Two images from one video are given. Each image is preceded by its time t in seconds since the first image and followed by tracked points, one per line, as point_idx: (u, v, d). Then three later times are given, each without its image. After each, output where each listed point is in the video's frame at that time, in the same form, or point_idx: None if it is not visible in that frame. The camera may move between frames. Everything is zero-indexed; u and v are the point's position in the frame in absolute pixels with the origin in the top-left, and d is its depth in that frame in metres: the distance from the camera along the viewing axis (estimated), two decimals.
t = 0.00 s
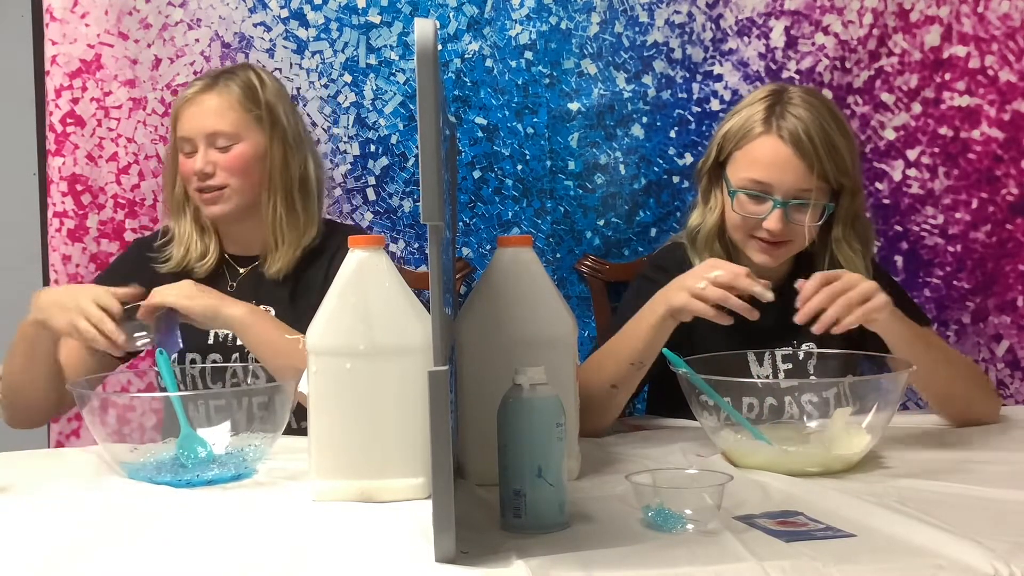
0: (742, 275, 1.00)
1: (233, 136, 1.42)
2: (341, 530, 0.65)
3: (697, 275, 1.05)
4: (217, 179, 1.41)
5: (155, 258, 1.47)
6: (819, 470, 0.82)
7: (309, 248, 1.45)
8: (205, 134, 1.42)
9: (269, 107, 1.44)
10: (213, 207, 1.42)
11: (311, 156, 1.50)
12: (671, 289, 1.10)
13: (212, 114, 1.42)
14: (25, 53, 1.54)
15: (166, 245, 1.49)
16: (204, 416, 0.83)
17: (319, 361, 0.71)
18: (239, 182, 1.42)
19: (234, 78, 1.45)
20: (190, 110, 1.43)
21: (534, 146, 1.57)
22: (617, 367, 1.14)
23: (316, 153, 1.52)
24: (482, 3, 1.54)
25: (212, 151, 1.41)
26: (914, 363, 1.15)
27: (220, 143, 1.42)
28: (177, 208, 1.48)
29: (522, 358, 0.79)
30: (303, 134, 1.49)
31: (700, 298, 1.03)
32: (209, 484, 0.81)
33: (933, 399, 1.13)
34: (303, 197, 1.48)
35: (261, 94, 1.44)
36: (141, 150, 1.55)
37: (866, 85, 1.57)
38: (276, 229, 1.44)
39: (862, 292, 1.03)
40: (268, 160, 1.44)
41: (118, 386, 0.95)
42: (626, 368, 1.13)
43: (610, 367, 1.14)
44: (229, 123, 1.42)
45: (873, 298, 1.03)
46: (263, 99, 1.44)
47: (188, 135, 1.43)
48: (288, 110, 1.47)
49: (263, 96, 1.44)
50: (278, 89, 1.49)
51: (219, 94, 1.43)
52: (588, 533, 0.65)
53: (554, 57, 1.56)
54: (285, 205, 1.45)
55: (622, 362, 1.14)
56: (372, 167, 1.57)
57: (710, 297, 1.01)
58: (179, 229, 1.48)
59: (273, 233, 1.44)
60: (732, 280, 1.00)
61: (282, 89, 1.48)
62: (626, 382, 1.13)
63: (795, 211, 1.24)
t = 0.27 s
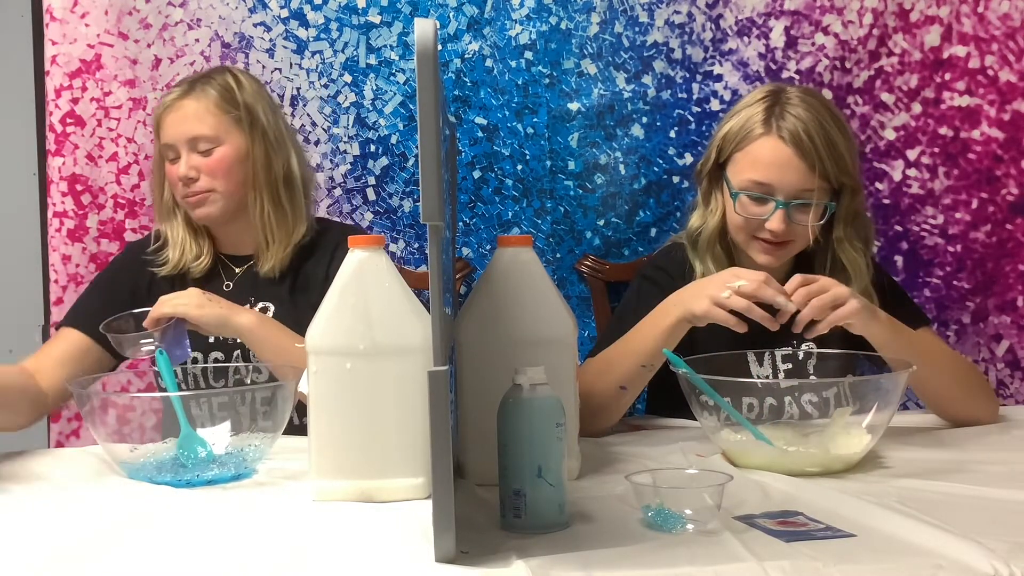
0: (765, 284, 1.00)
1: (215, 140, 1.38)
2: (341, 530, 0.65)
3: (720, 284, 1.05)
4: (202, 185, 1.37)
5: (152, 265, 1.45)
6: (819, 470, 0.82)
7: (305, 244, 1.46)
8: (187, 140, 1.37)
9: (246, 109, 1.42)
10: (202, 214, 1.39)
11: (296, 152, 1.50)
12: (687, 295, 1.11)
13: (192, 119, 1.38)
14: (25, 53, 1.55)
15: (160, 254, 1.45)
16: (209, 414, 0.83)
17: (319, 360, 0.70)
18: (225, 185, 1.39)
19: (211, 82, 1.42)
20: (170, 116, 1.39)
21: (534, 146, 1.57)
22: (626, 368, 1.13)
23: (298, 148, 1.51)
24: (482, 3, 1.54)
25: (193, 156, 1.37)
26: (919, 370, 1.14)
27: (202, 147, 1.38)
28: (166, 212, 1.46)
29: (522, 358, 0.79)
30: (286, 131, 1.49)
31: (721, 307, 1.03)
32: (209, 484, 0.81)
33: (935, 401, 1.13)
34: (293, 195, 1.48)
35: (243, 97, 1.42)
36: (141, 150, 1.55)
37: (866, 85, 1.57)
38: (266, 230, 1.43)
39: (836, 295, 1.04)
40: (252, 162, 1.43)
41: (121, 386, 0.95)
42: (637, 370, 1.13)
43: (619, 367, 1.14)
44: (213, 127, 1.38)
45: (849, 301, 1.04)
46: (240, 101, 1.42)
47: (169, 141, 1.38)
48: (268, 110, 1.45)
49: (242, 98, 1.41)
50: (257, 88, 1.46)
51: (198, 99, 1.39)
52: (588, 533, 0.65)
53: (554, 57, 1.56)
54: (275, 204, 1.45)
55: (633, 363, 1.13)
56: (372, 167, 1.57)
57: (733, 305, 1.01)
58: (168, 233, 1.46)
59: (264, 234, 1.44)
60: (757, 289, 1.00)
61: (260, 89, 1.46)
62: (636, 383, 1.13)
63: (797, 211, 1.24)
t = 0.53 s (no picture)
0: (761, 285, 1.00)
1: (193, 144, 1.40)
2: (341, 530, 0.65)
3: (715, 282, 1.05)
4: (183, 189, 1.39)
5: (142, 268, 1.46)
6: (819, 470, 0.82)
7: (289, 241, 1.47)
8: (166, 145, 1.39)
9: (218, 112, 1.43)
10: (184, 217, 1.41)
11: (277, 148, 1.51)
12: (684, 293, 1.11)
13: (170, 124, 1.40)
14: (25, 53, 1.55)
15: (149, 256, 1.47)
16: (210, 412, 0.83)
17: (319, 360, 0.70)
18: (205, 189, 1.40)
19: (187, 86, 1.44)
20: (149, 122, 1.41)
21: (534, 146, 1.57)
22: (626, 368, 1.13)
23: (278, 146, 1.51)
24: (482, 3, 1.54)
25: (173, 161, 1.39)
26: (920, 369, 1.14)
27: (182, 152, 1.39)
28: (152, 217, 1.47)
29: (522, 358, 0.79)
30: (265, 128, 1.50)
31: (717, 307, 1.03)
32: (209, 484, 0.81)
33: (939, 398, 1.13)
34: (274, 193, 1.49)
35: (218, 100, 1.43)
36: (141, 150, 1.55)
37: (866, 85, 1.57)
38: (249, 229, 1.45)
39: (839, 296, 1.03)
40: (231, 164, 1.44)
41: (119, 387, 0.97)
42: (634, 369, 1.13)
43: (618, 367, 1.14)
44: (190, 132, 1.40)
45: (851, 303, 1.04)
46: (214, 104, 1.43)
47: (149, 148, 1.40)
48: (245, 110, 1.46)
49: (219, 102, 1.43)
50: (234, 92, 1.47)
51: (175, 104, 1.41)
52: (588, 533, 0.65)
53: (554, 57, 1.56)
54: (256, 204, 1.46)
55: (630, 363, 1.13)
56: (372, 166, 1.57)
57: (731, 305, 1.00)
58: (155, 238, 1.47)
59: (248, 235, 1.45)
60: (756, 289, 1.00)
61: (237, 89, 1.47)
62: (633, 382, 1.13)
63: (795, 210, 1.24)
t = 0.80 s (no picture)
0: (763, 286, 1.00)
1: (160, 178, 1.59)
2: (341, 530, 0.65)
3: (715, 283, 1.05)
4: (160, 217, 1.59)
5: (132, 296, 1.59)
6: (818, 470, 0.82)
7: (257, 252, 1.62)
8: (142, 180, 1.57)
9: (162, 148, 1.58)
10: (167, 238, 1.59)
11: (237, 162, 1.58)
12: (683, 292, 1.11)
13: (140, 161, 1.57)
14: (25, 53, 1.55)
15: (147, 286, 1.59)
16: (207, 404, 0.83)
17: (319, 360, 0.70)
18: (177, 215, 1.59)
19: (135, 123, 1.55)
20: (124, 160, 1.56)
21: (534, 146, 1.57)
22: (626, 368, 1.13)
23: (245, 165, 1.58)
24: (482, 3, 1.54)
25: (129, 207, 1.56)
26: (921, 369, 1.14)
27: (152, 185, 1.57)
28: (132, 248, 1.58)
29: (522, 357, 0.79)
30: (225, 144, 1.57)
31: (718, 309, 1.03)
32: (209, 484, 0.81)
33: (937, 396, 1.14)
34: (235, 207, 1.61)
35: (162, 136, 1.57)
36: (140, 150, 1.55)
37: (866, 85, 1.57)
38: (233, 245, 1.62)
39: (839, 302, 1.03)
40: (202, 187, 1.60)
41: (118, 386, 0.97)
42: (633, 368, 1.13)
43: (618, 366, 1.14)
44: (141, 173, 1.57)
45: (851, 309, 1.03)
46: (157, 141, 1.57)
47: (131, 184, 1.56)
48: (188, 139, 1.57)
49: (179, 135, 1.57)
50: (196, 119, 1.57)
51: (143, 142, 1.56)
52: (588, 533, 0.65)
53: (554, 57, 1.56)
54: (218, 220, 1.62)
55: (628, 363, 1.14)
56: (372, 166, 1.57)
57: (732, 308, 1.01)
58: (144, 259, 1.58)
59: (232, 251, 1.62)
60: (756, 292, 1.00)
61: (184, 117, 1.55)
62: (632, 382, 1.13)
63: (795, 211, 1.24)
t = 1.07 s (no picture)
0: (766, 292, 1.01)
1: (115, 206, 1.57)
2: (341, 530, 0.65)
3: (717, 286, 1.05)
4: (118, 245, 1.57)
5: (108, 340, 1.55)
6: (819, 470, 0.82)
7: (218, 270, 1.60)
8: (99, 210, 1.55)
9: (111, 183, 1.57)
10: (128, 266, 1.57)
11: (193, 184, 1.58)
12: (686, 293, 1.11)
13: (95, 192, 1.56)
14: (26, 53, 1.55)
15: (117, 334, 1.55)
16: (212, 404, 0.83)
17: (319, 360, 0.70)
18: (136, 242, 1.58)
19: (88, 160, 1.54)
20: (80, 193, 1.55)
21: (534, 146, 1.57)
22: (626, 368, 1.13)
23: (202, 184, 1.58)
24: (482, 3, 1.54)
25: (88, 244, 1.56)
26: (921, 370, 1.14)
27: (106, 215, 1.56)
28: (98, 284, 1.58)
29: (522, 358, 0.79)
30: (179, 167, 1.57)
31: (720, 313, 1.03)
32: (209, 484, 0.81)
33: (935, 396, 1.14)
34: (190, 231, 1.61)
35: (113, 171, 1.56)
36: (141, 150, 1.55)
37: (866, 85, 1.57)
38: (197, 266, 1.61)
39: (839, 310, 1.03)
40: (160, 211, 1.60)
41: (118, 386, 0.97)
42: (636, 369, 1.13)
43: (619, 367, 1.14)
44: (94, 208, 1.55)
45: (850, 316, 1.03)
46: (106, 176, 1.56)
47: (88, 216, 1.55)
48: (140, 171, 1.57)
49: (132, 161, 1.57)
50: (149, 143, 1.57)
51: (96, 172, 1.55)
52: (588, 533, 0.65)
53: (554, 57, 1.56)
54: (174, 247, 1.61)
55: (632, 363, 1.14)
56: (372, 166, 1.57)
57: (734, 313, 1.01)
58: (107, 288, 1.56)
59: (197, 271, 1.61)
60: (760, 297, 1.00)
61: (135, 146, 1.56)
62: (635, 383, 1.13)
63: (795, 213, 1.24)
